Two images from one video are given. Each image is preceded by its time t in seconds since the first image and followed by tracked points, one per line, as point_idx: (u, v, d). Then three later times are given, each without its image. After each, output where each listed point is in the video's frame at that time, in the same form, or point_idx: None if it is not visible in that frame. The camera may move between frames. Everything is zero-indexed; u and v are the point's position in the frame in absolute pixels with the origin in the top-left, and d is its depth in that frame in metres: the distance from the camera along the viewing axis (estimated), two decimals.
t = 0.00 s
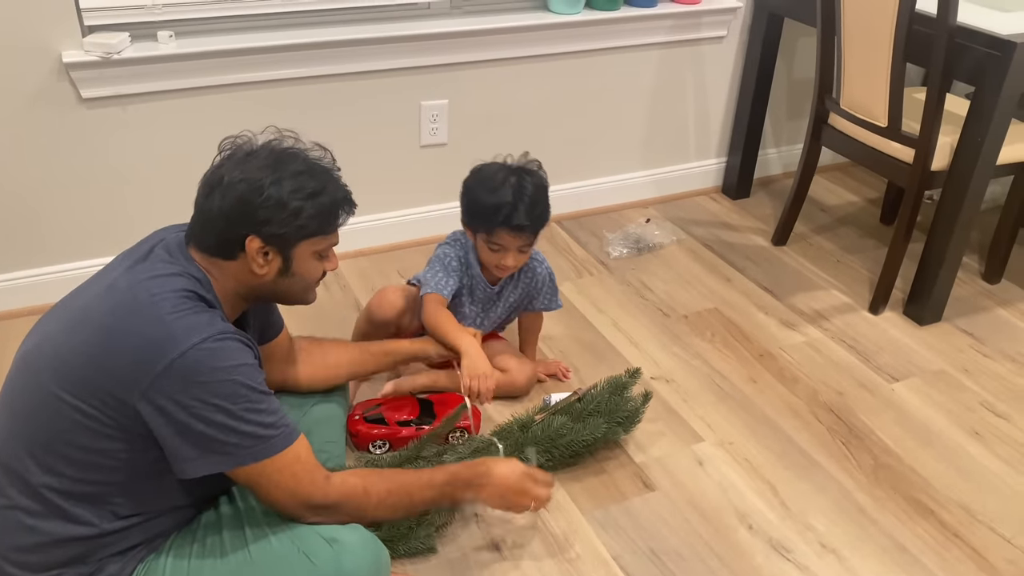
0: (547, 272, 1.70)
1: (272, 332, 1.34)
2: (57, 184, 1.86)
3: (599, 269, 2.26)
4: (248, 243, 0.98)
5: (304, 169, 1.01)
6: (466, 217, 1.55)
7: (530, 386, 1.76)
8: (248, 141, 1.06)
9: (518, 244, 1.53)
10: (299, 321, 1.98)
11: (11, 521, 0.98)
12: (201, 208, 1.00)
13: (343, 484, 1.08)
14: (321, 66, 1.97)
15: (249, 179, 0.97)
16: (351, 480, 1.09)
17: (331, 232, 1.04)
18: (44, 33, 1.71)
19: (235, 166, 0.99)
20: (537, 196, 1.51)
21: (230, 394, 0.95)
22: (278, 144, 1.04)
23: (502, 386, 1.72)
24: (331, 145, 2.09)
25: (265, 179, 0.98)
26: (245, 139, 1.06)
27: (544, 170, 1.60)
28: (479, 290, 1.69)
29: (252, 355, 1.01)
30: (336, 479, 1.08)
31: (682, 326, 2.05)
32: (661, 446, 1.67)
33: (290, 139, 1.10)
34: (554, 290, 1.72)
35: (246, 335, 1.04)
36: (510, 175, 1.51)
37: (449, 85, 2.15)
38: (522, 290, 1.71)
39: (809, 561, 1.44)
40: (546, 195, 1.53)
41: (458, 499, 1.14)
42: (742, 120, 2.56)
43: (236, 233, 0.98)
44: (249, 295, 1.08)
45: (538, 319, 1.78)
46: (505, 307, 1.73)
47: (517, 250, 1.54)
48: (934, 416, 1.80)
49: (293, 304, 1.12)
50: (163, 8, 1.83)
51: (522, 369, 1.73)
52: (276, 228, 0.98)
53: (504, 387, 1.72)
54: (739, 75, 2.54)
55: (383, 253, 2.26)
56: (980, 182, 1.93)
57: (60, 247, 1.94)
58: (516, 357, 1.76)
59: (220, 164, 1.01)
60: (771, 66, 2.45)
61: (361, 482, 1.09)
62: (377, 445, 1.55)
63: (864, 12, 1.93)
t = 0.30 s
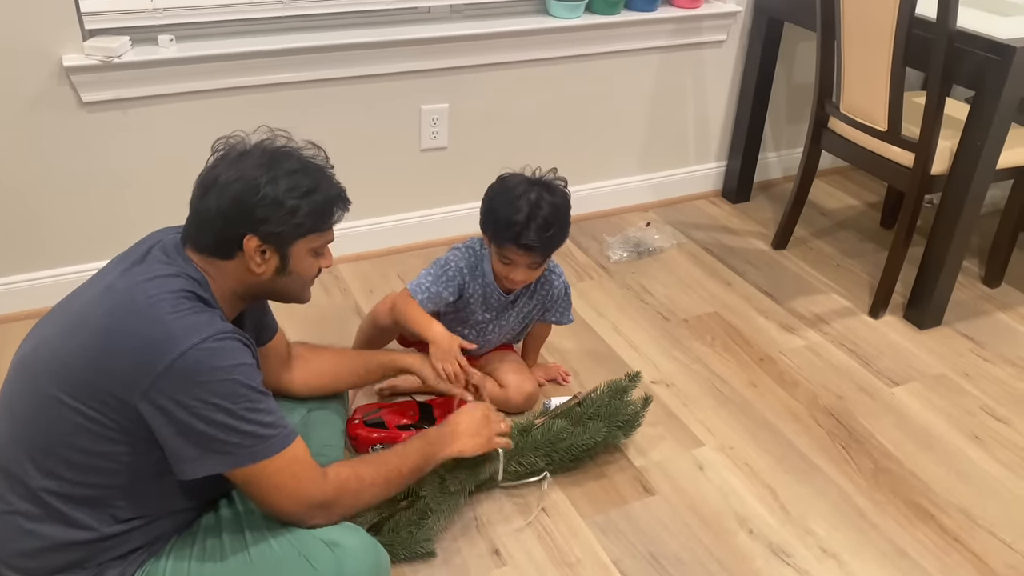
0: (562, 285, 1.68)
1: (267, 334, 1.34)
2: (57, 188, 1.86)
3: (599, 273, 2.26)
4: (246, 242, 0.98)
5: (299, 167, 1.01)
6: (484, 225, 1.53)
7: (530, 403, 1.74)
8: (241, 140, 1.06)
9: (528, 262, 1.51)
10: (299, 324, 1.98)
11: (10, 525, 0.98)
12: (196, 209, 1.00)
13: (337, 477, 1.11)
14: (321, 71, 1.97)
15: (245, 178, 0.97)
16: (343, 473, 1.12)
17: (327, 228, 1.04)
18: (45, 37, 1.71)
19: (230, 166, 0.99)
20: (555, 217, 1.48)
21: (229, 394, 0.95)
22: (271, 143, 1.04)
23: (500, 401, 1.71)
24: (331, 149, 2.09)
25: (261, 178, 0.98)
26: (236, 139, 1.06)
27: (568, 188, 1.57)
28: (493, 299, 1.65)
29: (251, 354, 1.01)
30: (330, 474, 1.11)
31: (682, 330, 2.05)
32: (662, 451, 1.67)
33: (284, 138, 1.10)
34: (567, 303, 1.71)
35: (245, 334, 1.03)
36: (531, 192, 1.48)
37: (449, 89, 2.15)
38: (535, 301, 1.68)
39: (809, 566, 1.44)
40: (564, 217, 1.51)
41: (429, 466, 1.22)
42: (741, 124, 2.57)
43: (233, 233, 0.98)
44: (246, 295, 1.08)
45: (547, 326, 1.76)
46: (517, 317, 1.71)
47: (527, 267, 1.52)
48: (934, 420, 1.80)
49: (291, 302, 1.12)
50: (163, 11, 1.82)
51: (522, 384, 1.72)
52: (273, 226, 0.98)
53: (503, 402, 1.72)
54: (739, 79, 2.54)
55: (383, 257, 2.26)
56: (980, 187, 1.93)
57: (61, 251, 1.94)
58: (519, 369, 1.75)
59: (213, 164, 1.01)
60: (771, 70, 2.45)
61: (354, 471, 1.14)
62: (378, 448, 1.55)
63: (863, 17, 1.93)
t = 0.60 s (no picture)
0: (559, 279, 1.68)
1: (268, 335, 1.34)
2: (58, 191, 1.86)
3: (600, 277, 2.26)
4: (244, 232, 1.00)
5: (291, 158, 1.02)
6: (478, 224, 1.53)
7: (533, 401, 1.74)
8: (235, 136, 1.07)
9: (524, 257, 1.51)
10: (300, 328, 1.98)
11: (11, 525, 0.98)
12: (193, 204, 1.01)
13: (312, 471, 1.13)
14: (323, 74, 1.97)
15: (239, 170, 0.99)
16: (319, 467, 1.16)
17: (322, 216, 1.05)
18: (46, 41, 1.71)
19: (224, 159, 1.00)
20: (549, 210, 1.49)
21: (222, 371, 0.96)
22: (263, 136, 1.05)
23: (505, 400, 1.71)
24: (332, 153, 2.09)
25: (255, 170, 0.99)
26: (229, 135, 1.08)
27: (558, 179, 1.57)
28: (493, 299, 1.64)
29: (246, 334, 1.02)
30: (307, 468, 1.13)
31: (683, 334, 2.05)
32: (663, 455, 1.66)
33: (275, 132, 1.11)
34: (563, 296, 1.70)
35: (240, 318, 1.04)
36: (524, 186, 1.48)
37: (450, 93, 2.15)
38: (533, 297, 1.68)
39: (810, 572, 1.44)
40: (559, 209, 1.51)
41: (390, 464, 1.27)
42: (742, 129, 2.57)
43: (230, 225, 0.99)
44: (248, 286, 1.09)
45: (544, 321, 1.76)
46: (517, 317, 1.70)
47: (523, 263, 1.52)
48: (935, 425, 1.79)
49: (292, 293, 1.13)
50: (165, 16, 1.82)
51: (525, 382, 1.72)
52: (269, 216, 0.99)
53: (504, 401, 1.72)
54: (740, 83, 2.54)
55: (384, 261, 2.26)
56: (982, 191, 1.93)
57: (62, 254, 1.94)
58: (520, 369, 1.74)
59: (208, 159, 1.02)
60: (772, 74, 2.45)
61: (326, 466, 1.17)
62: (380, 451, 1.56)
63: (864, 21, 1.93)
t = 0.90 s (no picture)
0: (557, 275, 1.69)
1: (266, 336, 1.36)
2: (60, 194, 1.86)
3: (602, 281, 2.26)
4: (242, 229, 1.00)
5: (287, 155, 1.04)
6: (478, 219, 1.54)
7: (535, 402, 1.74)
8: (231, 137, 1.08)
9: (531, 245, 1.52)
10: (302, 331, 1.98)
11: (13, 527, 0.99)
12: (191, 203, 1.02)
13: (294, 475, 1.12)
14: (325, 78, 1.97)
15: (236, 168, 1.00)
16: (299, 470, 1.13)
17: (318, 212, 1.06)
18: (49, 44, 1.71)
19: (221, 158, 1.01)
20: (549, 200, 1.50)
21: (215, 365, 0.96)
22: (259, 136, 1.07)
23: (509, 400, 1.72)
24: (335, 156, 2.09)
25: (251, 167, 1.00)
26: (225, 136, 1.09)
27: (555, 172, 1.59)
28: (492, 296, 1.66)
29: (243, 328, 1.02)
30: (289, 470, 1.12)
31: (685, 337, 2.05)
32: (664, 459, 1.66)
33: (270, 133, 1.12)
34: (561, 294, 1.71)
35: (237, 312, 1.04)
36: (523, 179, 1.50)
37: (452, 97, 2.15)
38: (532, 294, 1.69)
39: None
40: (559, 199, 1.53)
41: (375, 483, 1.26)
42: (744, 133, 2.57)
43: (228, 222, 1.00)
44: (246, 285, 1.09)
45: (543, 323, 1.76)
46: (519, 314, 1.71)
47: (529, 252, 1.53)
48: (937, 429, 1.79)
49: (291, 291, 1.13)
50: (168, 19, 1.82)
51: (529, 384, 1.72)
52: (267, 211, 1.00)
53: (508, 402, 1.72)
54: (742, 87, 2.55)
55: (386, 264, 2.26)
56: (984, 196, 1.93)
57: (64, 257, 1.94)
58: (522, 370, 1.74)
59: (204, 159, 1.03)
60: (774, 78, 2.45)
61: (311, 469, 1.15)
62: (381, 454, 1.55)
63: (866, 25, 1.93)
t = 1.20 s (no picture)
0: (561, 277, 1.69)
1: (266, 339, 1.36)
2: (66, 199, 1.87)
3: (606, 285, 2.26)
4: (229, 219, 1.00)
5: (273, 146, 1.04)
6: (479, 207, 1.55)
7: (536, 405, 1.74)
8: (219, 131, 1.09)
9: (527, 231, 1.52)
10: (306, 335, 1.98)
11: (15, 530, 0.99)
12: (178, 195, 1.01)
13: (306, 489, 1.11)
14: (330, 83, 1.98)
15: (222, 158, 1.00)
16: (314, 487, 1.12)
17: (304, 205, 1.06)
18: (55, 49, 1.72)
19: (207, 150, 1.01)
20: (548, 187, 1.51)
21: (214, 368, 0.96)
22: (246, 130, 1.07)
23: (508, 403, 1.71)
24: (339, 161, 2.09)
25: (237, 157, 1.00)
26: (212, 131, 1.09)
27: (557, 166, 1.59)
28: (494, 293, 1.67)
29: (242, 334, 1.02)
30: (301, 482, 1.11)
31: (689, 343, 2.05)
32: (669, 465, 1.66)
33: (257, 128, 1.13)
34: (565, 297, 1.72)
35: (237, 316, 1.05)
36: (522, 168, 1.51)
37: (457, 102, 2.16)
38: (533, 295, 1.70)
39: None
40: (558, 189, 1.53)
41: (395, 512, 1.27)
42: (749, 137, 2.56)
43: (215, 212, 1.00)
44: (236, 280, 1.08)
45: (548, 329, 1.76)
46: (521, 313, 1.72)
47: (526, 238, 1.53)
48: (943, 435, 1.79)
49: (277, 286, 1.12)
50: (174, 24, 1.82)
51: (530, 387, 1.72)
52: (254, 201, 0.99)
53: (511, 405, 1.71)
54: (746, 91, 2.54)
55: (390, 269, 2.26)
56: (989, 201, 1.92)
57: (69, 261, 1.95)
58: (525, 372, 1.74)
59: (191, 152, 1.04)
60: (778, 83, 2.45)
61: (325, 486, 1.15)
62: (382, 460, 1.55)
63: (871, 29, 1.93)
